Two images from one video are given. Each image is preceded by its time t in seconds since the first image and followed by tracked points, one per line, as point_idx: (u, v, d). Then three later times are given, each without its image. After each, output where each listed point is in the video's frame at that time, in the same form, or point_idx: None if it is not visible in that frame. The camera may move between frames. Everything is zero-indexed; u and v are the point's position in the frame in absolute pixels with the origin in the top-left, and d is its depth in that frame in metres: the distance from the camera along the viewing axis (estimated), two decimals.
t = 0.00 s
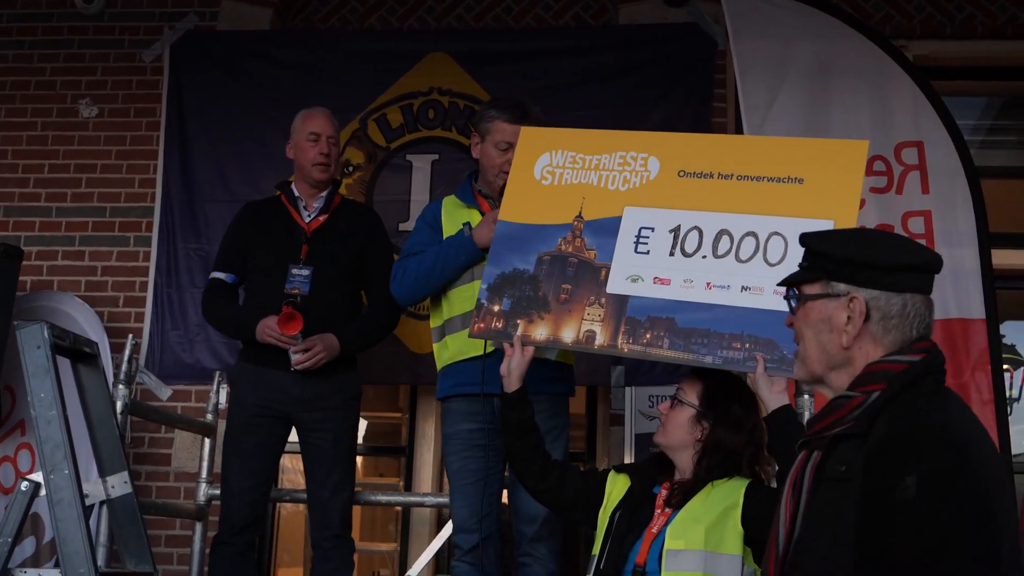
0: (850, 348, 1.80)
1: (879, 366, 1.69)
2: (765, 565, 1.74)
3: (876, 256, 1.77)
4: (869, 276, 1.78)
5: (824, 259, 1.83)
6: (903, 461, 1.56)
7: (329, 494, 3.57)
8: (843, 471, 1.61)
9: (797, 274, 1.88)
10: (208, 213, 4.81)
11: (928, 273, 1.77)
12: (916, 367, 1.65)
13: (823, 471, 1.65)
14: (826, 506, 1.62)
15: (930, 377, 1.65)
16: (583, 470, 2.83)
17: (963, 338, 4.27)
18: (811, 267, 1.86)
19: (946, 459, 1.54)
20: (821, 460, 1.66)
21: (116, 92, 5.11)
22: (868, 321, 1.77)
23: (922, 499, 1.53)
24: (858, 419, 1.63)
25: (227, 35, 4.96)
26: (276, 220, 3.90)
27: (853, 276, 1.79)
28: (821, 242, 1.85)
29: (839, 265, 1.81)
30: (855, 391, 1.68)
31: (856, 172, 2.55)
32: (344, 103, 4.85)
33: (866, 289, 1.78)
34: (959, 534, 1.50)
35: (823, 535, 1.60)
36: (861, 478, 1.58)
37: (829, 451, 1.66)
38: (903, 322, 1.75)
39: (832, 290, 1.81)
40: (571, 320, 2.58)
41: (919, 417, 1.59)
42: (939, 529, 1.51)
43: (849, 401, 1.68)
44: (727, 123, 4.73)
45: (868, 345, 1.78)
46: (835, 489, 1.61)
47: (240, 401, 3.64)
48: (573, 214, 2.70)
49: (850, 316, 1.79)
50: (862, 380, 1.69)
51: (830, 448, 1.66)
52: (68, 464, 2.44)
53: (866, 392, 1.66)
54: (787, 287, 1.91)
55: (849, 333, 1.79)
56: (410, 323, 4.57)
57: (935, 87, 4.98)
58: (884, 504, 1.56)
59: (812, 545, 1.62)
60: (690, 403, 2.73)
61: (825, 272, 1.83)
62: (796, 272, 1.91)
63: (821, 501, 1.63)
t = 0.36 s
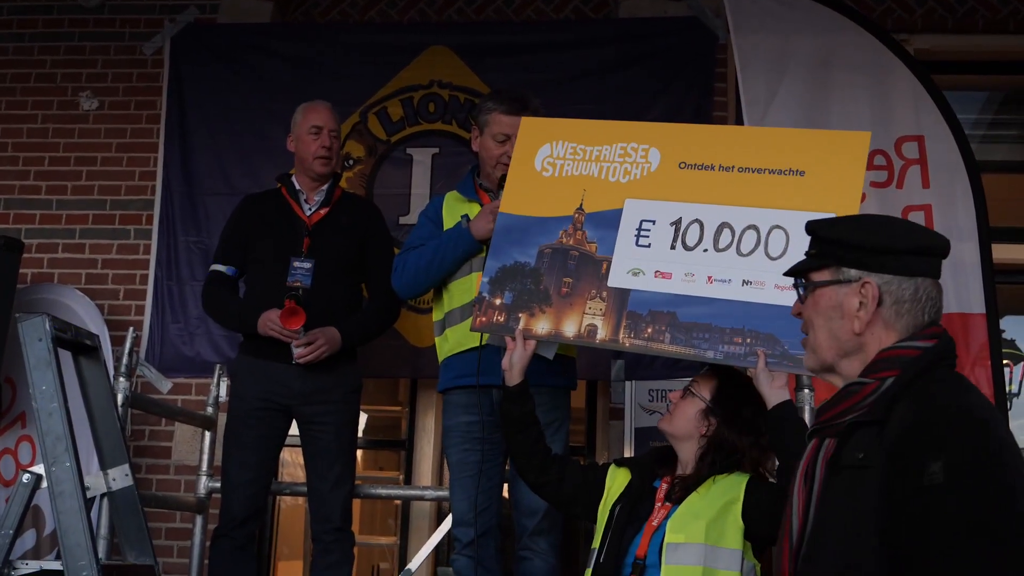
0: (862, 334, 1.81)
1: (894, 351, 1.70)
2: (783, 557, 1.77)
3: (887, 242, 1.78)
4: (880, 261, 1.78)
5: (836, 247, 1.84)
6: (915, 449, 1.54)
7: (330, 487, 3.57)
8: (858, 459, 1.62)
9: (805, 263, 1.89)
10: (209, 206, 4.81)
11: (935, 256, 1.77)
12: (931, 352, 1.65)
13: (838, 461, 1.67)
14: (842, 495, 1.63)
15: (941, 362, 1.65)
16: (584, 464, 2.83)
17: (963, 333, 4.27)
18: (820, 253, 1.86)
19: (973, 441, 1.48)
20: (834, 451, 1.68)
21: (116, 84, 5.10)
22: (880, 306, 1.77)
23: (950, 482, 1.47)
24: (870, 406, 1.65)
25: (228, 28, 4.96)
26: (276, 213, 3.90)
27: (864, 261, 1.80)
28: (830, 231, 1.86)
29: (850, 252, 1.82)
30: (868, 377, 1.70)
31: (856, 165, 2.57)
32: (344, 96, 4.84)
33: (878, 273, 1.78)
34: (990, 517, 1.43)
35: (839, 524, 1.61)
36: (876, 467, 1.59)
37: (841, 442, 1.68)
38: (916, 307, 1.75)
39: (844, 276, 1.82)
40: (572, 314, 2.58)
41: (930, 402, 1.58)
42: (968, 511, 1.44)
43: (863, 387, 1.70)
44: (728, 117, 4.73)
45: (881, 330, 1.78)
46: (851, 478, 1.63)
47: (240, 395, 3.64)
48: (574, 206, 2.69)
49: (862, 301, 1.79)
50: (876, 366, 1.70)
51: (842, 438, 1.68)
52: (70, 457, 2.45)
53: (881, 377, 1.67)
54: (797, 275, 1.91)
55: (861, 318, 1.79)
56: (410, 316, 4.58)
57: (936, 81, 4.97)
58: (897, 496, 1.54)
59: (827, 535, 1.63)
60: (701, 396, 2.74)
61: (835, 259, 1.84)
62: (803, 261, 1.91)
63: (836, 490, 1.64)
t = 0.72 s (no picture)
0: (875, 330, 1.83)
1: (903, 347, 1.74)
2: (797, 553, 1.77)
3: (900, 239, 1.81)
4: (890, 257, 1.82)
5: (847, 245, 1.86)
6: (952, 447, 1.60)
7: (347, 484, 3.58)
8: (885, 453, 1.64)
9: (811, 261, 1.91)
10: (223, 205, 4.82)
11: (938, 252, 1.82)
12: (943, 348, 1.71)
13: (862, 455, 1.69)
14: (868, 488, 1.65)
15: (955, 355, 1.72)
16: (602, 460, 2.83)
17: (979, 326, 4.25)
18: (831, 253, 1.88)
19: (1008, 433, 1.61)
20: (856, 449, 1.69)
21: (130, 85, 5.12)
22: (895, 302, 1.81)
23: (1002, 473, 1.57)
24: (889, 400, 1.68)
25: (240, 28, 4.97)
26: (290, 211, 3.91)
27: (878, 258, 1.82)
28: (841, 229, 1.87)
29: (859, 249, 1.84)
30: (886, 372, 1.72)
31: (874, 168, 2.57)
32: (357, 95, 4.85)
33: (892, 270, 1.81)
34: None
35: (866, 517, 1.63)
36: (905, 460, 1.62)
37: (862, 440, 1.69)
38: (928, 302, 1.79)
39: (857, 273, 1.84)
40: (590, 316, 2.58)
41: (955, 400, 1.64)
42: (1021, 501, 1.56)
43: (879, 383, 1.72)
44: (741, 112, 4.71)
45: (895, 326, 1.81)
46: (875, 472, 1.65)
47: (257, 393, 3.65)
48: (592, 209, 2.68)
49: (877, 298, 1.81)
50: (892, 361, 1.73)
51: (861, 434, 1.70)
52: (88, 456, 2.46)
53: (898, 372, 1.70)
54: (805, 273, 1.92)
55: (877, 314, 1.81)
56: (425, 315, 4.59)
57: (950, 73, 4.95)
58: (930, 491, 1.59)
59: (853, 528, 1.64)
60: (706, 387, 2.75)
61: (847, 257, 1.85)
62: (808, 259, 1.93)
63: (860, 484, 1.66)
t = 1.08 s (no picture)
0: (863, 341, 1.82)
1: (890, 355, 1.75)
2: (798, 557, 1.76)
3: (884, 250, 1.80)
4: (873, 269, 1.80)
5: (832, 259, 1.83)
6: (952, 444, 1.61)
7: (358, 482, 3.59)
8: (890, 455, 1.65)
9: (794, 278, 1.86)
10: (234, 204, 4.84)
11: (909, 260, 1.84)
12: (927, 353, 1.73)
13: (864, 458, 1.69)
14: (873, 490, 1.65)
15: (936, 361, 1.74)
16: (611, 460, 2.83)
17: (991, 325, 4.24)
18: (816, 268, 1.84)
19: None
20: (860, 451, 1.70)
21: (141, 84, 5.14)
22: (884, 311, 1.80)
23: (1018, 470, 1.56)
24: (888, 404, 1.69)
25: (251, 27, 4.98)
26: (301, 209, 3.92)
27: (865, 270, 1.80)
28: (825, 246, 1.85)
29: (845, 264, 1.82)
30: (879, 378, 1.72)
31: (873, 183, 2.49)
32: (367, 93, 4.86)
33: (880, 279, 1.80)
34: None
35: (873, 519, 1.63)
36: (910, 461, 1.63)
37: (865, 446, 1.70)
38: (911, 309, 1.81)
39: (845, 285, 1.81)
40: (592, 334, 2.54)
41: (956, 400, 1.65)
42: None
43: (868, 391, 1.72)
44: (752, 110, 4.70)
45: (884, 335, 1.80)
46: (881, 473, 1.65)
47: (268, 391, 3.66)
48: (589, 227, 2.64)
49: (868, 308, 1.80)
50: (879, 369, 1.73)
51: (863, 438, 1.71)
52: (101, 454, 2.47)
53: (890, 379, 1.71)
54: (788, 290, 1.88)
55: (870, 323, 1.80)
56: (435, 314, 4.59)
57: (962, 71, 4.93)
58: (935, 489, 1.59)
59: (860, 530, 1.64)
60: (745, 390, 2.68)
61: (834, 271, 1.83)
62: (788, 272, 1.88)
63: (866, 486, 1.66)
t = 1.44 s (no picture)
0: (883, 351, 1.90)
1: (898, 363, 1.88)
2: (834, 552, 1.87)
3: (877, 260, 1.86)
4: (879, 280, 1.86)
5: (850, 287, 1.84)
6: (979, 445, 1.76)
7: (375, 479, 3.60)
8: (919, 457, 1.78)
9: (828, 318, 1.83)
10: (248, 203, 4.85)
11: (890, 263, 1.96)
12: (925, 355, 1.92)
13: (893, 460, 1.82)
14: (905, 490, 1.78)
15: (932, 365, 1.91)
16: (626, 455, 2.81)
17: (1007, 318, 4.22)
18: (841, 302, 1.83)
19: None
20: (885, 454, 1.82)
21: (156, 84, 5.16)
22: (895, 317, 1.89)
23: None
24: (911, 410, 1.83)
25: (264, 25, 5.00)
26: (317, 207, 3.92)
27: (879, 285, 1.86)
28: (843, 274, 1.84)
29: (860, 287, 1.84)
30: (897, 386, 1.86)
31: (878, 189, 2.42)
32: (381, 91, 4.86)
33: (885, 290, 1.88)
34: None
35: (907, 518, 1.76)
36: (940, 463, 1.76)
37: (891, 450, 1.82)
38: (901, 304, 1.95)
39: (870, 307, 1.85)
40: (598, 338, 2.45)
41: (977, 406, 1.80)
42: None
43: (889, 400, 1.85)
44: (765, 104, 4.69)
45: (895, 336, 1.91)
46: (911, 474, 1.78)
47: (284, 389, 3.67)
48: (591, 232, 2.54)
49: (886, 320, 1.87)
50: (894, 378, 1.86)
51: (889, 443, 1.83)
52: (119, 452, 2.48)
53: (907, 387, 1.86)
54: (818, 337, 1.83)
55: (892, 332, 1.88)
56: (451, 311, 4.59)
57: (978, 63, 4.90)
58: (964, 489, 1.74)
59: (895, 530, 1.77)
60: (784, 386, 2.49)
61: (856, 298, 1.84)
62: (811, 315, 1.84)
63: (897, 487, 1.79)
